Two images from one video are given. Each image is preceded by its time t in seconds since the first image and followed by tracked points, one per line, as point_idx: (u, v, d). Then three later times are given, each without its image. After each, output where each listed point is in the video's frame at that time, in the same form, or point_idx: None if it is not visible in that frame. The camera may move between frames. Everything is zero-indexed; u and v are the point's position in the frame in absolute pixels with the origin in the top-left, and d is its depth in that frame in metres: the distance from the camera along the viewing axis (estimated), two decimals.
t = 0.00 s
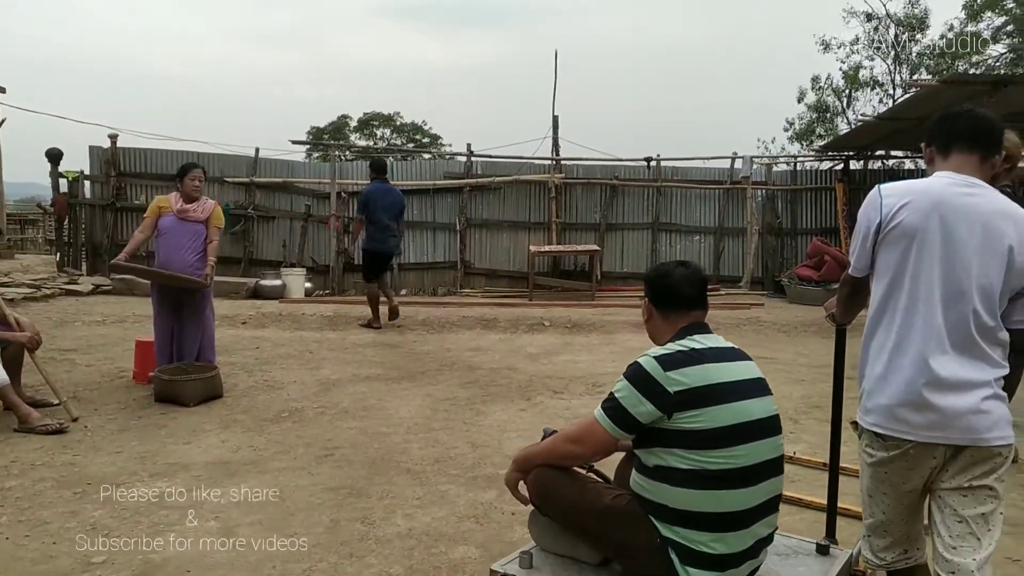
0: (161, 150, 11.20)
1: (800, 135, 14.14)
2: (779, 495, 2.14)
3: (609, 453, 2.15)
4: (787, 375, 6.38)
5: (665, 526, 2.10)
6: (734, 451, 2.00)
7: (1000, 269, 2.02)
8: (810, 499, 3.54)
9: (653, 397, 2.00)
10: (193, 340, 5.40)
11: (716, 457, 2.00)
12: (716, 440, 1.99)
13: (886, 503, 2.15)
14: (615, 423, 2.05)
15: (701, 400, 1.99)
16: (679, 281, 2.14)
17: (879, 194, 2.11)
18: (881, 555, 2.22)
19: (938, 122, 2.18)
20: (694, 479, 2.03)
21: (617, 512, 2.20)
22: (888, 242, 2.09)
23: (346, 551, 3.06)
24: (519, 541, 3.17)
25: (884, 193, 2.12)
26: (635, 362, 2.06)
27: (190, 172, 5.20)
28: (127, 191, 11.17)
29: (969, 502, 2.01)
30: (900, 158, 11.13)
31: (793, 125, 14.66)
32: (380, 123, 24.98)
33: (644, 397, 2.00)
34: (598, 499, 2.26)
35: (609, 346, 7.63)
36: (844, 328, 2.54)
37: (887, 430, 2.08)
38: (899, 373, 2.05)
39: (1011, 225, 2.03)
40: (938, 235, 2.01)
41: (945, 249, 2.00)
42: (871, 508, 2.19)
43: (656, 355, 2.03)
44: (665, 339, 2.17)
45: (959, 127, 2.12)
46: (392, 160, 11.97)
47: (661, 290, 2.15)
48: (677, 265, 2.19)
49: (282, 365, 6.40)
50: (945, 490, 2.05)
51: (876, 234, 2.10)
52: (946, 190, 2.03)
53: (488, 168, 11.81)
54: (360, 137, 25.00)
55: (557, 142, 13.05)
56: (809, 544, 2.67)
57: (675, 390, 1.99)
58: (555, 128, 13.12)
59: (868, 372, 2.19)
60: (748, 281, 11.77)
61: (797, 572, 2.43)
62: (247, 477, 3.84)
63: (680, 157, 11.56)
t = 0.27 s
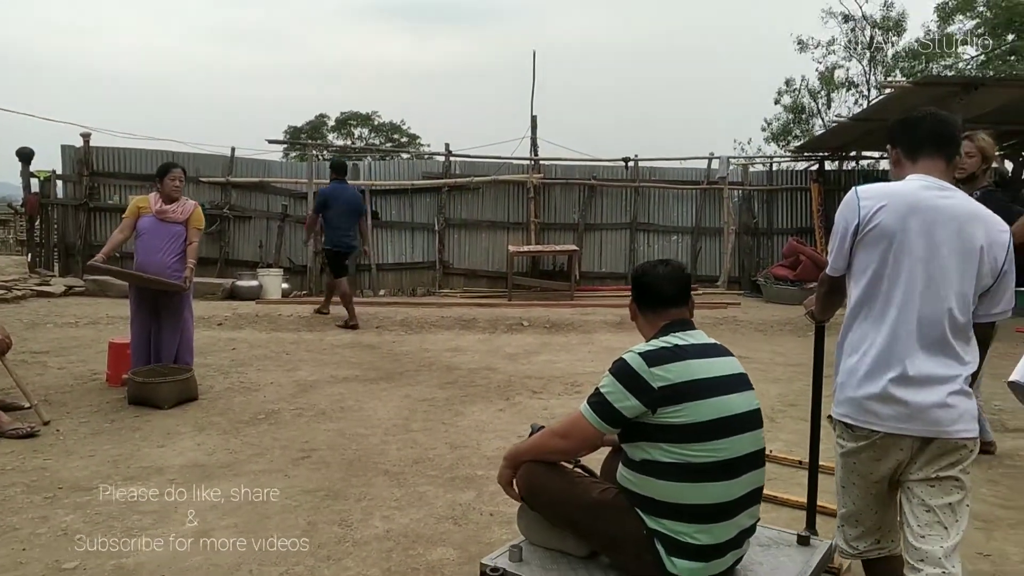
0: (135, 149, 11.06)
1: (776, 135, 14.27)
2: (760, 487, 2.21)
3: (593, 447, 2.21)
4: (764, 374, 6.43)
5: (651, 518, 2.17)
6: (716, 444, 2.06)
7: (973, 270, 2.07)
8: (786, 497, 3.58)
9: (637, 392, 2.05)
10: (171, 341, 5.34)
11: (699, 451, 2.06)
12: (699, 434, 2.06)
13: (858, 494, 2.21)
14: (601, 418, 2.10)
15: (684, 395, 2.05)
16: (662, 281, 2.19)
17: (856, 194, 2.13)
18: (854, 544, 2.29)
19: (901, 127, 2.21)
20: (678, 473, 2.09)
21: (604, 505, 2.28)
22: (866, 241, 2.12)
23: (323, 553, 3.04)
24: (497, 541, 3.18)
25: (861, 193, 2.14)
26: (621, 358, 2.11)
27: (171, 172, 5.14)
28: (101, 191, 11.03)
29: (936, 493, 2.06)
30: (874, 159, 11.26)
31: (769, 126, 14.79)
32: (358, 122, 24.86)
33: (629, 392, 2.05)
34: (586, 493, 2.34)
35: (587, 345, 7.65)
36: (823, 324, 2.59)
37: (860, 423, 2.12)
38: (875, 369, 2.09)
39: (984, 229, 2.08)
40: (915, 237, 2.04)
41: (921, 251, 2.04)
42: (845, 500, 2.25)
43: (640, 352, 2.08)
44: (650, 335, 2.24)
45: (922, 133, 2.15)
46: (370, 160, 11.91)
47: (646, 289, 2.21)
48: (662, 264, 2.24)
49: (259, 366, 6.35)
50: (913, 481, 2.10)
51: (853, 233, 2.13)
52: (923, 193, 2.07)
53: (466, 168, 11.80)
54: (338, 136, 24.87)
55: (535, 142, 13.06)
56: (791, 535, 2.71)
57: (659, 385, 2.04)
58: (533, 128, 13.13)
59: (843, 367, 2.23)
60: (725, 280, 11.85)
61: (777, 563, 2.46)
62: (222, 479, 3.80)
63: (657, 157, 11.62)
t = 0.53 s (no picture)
0: (112, 150, 10.94)
1: (755, 137, 14.38)
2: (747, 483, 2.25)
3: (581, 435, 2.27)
4: (743, 374, 6.47)
5: (640, 513, 2.21)
6: (702, 439, 2.10)
7: (945, 268, 2.13)
8: (765, 496, 3.60)
9: (626, 386, 2.10)
10: (149, 344, 5.27)
11: (686, 445, 2.11)
12: (686, 429, 2.10)
13: (835, 484, 2.25)
14: (589, 410, 2.15)
15: (671, 390, 2.09)
16: (648, 279, 2.25)
17: (832, 196, 2.16)
18: (833, 536, 2.31)
19: (867, 129, 2.26)
20: (666, 467, 2.13)
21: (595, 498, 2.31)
22: (843, 242, 2.15)
23: (302, 557, 3.02)
24: (477, 543, 3.17)
25: (837, 195, 2.17)
26: (610, 353, 2.16)
27: (151, 174, 5.08)
28: (76, 192, 10.89)
29: (908, 482, 2.10)
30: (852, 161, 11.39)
31: (749, 128, 14.91)
32: (338, 123, 24.75)
33: (618, 385, 2.11)
34: (576, 487, 2.37)
35: (568, 346, 7.66)
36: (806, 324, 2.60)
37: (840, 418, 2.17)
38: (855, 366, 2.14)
39: (954, 228, 2.14)
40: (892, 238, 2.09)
41: (898, 251, 2.09)
42: (823, 491, 2.29)
43: (629, 347, 2.14)
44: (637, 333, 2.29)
45: (889, 136, 2.20)
46: (351, 160, 11.86)
47: (633, 288, 2.27)
48: (651, 263, 2.30)
49: (237, 368, 6.29)
50: (887, 471, 2.14)
51: (831, 234, 2.16)
52: (897, 194, 2.11)
53: (447, 169, 11.79)
54: (317, 137, 24.74)
55: (516, 143, 13.06)
56: (774, 529, 2.65)
57: (646, 379, 2.09)
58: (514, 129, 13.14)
59: (822, 363, 2.27)
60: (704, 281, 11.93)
61: (766, 555, 2.43)
62: (199, 483, 3.76)
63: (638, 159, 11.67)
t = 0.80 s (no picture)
0: (90, 151, 10.82)
1: (737, 141, 14.47)
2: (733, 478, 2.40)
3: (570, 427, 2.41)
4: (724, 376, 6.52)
5: (630, 508, 2.36)
6: (688, 436, 2.24)
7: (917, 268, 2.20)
8: (745, 496, 3.63)
9: (619, 381, 2.24)
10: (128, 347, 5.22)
11: (675, 441, 2.25)
12: (675, 424, 2.24)
13: (818, 471, 2.23)
14: (582, 403, 2.29)
15: (661, 385, 2.24)
16: (637, 280, 2.39)
17: (810, 201, 2.19)
18: (820, 530, 2.22)
19: (839, 129, 2.29)
20: (655, 462, 2.27)
21: (584, 493, 2.46)
22: (824, 247, 2.18)
23: (281, 562, 3.00)
24: (459, 547, 3.16)
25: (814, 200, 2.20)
26: (604, 349, 2.31)
27: (128, 175, 5.04)
28: (53, 193, 10.76)
29: (893, 475, 2.17)
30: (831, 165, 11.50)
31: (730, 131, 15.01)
32: (321, 124, 24.63)
33: (611, 380, 2.25)
34: (567, 483, 2.51)
35: (551, 349, 7.68)
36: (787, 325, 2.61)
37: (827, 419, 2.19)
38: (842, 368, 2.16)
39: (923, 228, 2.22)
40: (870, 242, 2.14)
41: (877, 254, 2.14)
42: (804, 480, 2.26)
43: (623, 344, 2.28)
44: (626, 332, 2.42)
45: (861, 137, 2.24)
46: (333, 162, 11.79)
47: (624, 289, 2.41)
48: (641, 266, 2.44)
49: (217, 372, 6.25)
50: (872, 466, 2.18)
51: (811, 240, 2.18)
52: (870, 196, 2.17)
53: (430, 171, 11.76)
54: (300, 138, 24.62)
55: (499, 145, 13.06)
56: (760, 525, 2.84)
57: (638, 374, 2.23)
58: (497, 132, 13.15)
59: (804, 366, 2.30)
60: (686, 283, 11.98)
61: (745, 550, 2.60)
62: (178, 488, 3.73)
63: (620, 162, 11.70)
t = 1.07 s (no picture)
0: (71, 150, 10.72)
1: (721, 144, 14.55)
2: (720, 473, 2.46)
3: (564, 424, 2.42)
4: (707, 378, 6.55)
5: (622, 502, 2.40)
6: (680, 432, 2.30)
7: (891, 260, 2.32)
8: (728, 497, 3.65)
9: (611, 378, 2.28)
10: (107, 349, 5.17)
11: (666, 437, 2.30)
12: (666, 421, 2.29)
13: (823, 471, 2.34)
14: (575, 400, 2.31)
15: (652, 383, 2.29)
16: (628, 281, 2.44)
17: (779, 206, 2.33)
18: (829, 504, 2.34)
19: (810, 129, 2.40)
20: (647, 458, 2.33)
21: (576, 487, 2.51)
22: (796, 249, 2.32)
23: (262, 565, 2.98)
24: (442, 549, 3.15)
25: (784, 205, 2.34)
26: (596, 348, 2.34)
27: (105, 175, 4.99)
28: (33, 193, 10.65)
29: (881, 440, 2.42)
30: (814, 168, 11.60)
31: (714, 135, 15.11)
32: (305, 125, 24.53)
33: (603, 377, 2.28)
34: (560, 478, 2.57)
35: (535, 350, 7.69)
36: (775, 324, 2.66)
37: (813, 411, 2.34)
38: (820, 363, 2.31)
39: (895, 222, 2.34)
40: (838, 241, 2.27)
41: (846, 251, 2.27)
42: (808, 483, 2.35)
43: (615, 343, 2.33)
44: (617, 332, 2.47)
45: (832, 137, 2.36)
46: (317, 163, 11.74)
47: (614, 290, 2.46)
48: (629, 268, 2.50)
49: (199, 373, 6.20)
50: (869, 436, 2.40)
51: (783, 244, 2.33)
52: (839, 196, 2.30)
53: (415, 172, 11.74)
54: (284, 139, 24.51)
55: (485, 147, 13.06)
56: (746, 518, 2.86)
57: (630, 372, 2.27)
58: (482, 134, 13.15)
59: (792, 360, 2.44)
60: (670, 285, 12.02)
61: (734, 543, 2.63)
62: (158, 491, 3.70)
63: (604, 164, 11.73)
